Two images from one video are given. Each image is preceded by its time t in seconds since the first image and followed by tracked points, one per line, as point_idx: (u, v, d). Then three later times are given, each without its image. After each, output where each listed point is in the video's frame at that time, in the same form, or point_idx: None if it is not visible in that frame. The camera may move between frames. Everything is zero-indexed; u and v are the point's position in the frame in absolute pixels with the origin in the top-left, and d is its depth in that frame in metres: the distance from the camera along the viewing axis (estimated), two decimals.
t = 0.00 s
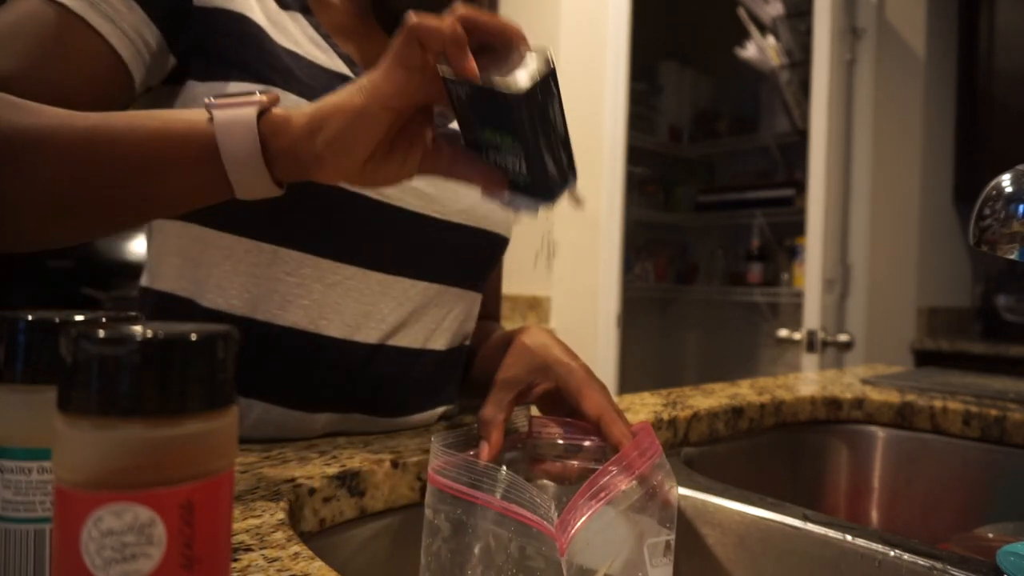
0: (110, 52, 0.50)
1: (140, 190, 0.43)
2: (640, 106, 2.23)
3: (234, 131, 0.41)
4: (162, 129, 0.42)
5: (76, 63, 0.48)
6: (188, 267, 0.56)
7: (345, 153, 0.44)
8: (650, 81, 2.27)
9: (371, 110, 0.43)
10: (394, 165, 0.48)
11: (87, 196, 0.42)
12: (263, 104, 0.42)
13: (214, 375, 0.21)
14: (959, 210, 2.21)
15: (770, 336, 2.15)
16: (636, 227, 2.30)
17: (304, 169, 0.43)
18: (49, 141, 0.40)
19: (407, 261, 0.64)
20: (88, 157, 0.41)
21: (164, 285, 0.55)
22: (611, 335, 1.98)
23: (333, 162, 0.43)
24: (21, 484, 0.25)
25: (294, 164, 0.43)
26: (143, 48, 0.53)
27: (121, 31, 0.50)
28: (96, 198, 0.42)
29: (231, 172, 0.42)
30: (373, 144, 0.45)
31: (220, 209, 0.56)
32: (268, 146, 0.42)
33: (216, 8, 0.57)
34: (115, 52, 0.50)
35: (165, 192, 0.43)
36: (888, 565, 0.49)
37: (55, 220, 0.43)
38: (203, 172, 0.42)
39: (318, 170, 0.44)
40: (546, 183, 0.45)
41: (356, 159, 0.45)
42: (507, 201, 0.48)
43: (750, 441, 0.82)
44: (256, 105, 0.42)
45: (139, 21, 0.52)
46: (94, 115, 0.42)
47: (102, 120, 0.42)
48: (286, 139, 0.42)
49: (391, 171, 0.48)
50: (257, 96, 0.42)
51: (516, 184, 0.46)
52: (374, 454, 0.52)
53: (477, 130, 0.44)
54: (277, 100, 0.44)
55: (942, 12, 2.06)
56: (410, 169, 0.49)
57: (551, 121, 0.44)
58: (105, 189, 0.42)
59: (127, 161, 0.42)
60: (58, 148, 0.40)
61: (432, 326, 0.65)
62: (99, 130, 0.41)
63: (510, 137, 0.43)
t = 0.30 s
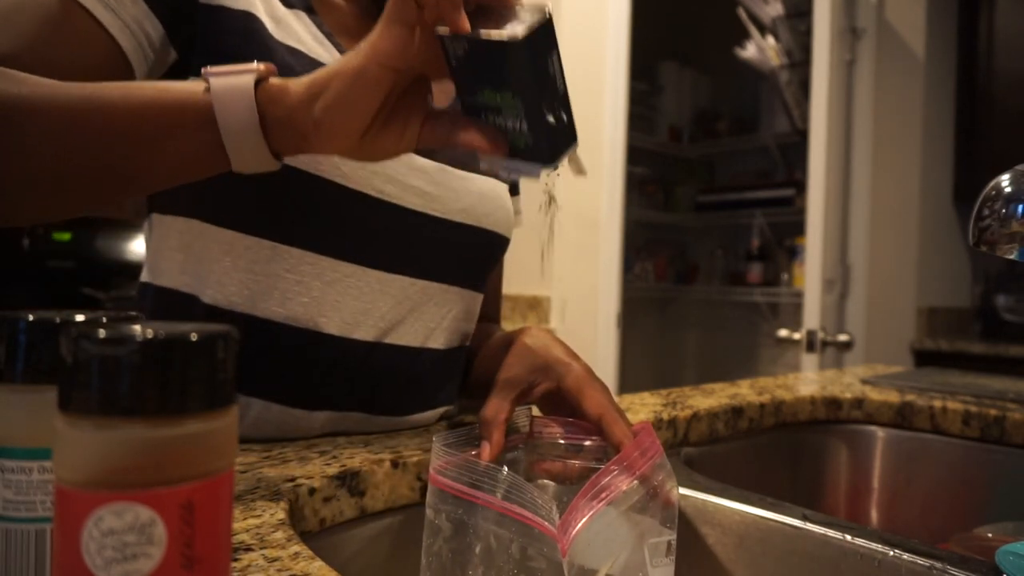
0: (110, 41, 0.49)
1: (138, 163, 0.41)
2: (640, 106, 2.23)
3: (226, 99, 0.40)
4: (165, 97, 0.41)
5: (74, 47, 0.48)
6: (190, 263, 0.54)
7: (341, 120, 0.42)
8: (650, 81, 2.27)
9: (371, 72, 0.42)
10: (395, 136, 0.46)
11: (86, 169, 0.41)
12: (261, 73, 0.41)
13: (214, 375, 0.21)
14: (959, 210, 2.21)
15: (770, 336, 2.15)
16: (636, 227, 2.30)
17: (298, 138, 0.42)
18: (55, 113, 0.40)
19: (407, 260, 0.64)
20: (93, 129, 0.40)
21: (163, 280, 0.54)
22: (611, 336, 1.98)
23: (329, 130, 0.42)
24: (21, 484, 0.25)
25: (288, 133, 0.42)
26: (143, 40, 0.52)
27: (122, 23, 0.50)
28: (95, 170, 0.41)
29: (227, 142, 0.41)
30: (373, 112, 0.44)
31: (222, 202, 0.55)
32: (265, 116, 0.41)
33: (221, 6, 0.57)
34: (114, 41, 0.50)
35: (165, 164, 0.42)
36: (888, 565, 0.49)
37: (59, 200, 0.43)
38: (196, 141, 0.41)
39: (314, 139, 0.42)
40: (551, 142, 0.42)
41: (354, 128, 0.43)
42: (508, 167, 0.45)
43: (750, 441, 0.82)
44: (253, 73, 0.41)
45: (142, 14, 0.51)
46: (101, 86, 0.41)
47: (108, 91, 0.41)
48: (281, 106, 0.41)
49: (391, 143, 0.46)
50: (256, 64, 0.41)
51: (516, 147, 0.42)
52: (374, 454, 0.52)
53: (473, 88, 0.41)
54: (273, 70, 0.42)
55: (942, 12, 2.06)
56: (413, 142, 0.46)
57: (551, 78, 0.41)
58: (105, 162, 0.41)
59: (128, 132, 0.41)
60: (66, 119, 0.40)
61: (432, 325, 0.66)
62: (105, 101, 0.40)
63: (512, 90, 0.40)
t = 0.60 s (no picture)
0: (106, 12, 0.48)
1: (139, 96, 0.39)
2: (640, 106, 2.23)
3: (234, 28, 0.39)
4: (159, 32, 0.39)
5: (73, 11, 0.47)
6: (194, 256, 0.53)
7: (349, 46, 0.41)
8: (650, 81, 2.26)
9: None
10: (394, 77, 0.44)
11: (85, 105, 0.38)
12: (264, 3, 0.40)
13: (214, 375, 0.21)
14: (959, 210, 2.21)
15: (770, 336, 2.15)
16: (636, 227, 2.30)
17: (302, 67, 0.40)
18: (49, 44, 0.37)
19: (409, 259, 0.64)
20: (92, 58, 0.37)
21: (168, 275, 0.53)
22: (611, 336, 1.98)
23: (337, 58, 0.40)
24: (21, 484, 0.25)
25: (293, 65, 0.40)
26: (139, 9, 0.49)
27: None
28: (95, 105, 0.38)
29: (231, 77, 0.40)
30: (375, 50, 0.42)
31: (223, 196, 0.54)
32: (268, 47, 0.40)
33: None
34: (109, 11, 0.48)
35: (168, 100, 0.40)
36: (888, 565, 0.49)
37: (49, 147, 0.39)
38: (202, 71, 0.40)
39: (319, 67, 0.40)
40: (558, 76, 0.41)
41: (356, 58, 0.41)
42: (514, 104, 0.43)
43: (750, 442, 0.82)
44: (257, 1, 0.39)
45: None
46: (91, 18, 0.39)
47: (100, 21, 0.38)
48: (284, 33, 0.40)
49: (386, 86, 0.44)
50: None
51: (521, 81, 0.41)
52: (374, 454, 0.52)
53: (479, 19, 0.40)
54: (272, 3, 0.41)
55: (943, 11, 2.06)
56: (412, 87, 0.45)
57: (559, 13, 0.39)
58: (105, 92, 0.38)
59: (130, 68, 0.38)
60: (62, 49, 0.37)
61: (433, 324, 0.65)
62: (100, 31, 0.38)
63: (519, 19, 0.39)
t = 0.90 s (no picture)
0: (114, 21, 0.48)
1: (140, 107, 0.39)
2: (640, 106, 2.23)
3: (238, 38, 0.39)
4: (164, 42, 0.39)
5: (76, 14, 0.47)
6: (195, 257, 0.53)
7: (347, 67, 0.41)
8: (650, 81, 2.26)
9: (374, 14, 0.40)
10: (395, 92, 0.44)
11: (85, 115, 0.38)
12: (265, 19, 0.40)
13: (214, 375, 0.21)
14: (959, 210, 2.21)
15: (770, 336, 2.15)
16: (636, 227, 2.30)
17: (307, 90, 0.41)
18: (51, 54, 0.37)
19: (409, 259, 0.64)
20: (97, 68, 0.38)
21: (167, 275, 0.53)
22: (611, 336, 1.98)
23: (337, 76, 0.41)
24: (22, 484, 0.25)
25: (296, 85, 0.41)
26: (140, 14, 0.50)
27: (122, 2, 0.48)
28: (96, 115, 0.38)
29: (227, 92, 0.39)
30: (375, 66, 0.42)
31: (223, 198, 0.54)
32: (269, 64, 0.40)
33: None
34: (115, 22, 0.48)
35: (170, 111, 0.39)
36: (887, 565, 0.49)
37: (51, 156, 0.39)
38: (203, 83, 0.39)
39: (320, 86, 0.41)
40: (558, 99, 0.41)
41: (357, 75, 0.41)
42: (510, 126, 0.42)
43: (750, 442, 0.82)
44: (257, 19, 0.39)
45: None
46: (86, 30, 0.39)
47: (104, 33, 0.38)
48: (285, 50, 0.40)
49: (388, 99, 0.44)
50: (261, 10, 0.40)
51: (518, 102, 0.41)
52: (374, 454, 0.52)
53: (477, 41, 0.40)
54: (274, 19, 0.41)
55: (943, 12, 2.06)
56: (413, 101, 0.45)
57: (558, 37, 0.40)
58: (106, 101, 0.38)
59: (133, 74, 0.38)
60: (61, 60, 0.37)
61: (434, 324, 0.65)
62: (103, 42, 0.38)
63: (518, 41, 0.40)
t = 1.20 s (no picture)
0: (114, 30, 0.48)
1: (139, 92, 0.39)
2: (640, 106, 2.23)
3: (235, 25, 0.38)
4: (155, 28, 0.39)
5: (78, 12, 0.47)
6: (193, 257, 0.54)
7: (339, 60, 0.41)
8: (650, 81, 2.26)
9: None
10: (387, 82, 0.44)
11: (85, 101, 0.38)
12: (258, 7, 0.39)
13: (214, 375, 0.21)
14: (959, 210, 2.21)
15: (770, 336, 2.15)
16: (636, 227, 2.30)
17: (299, 76, 0.40)
18: (45, 39, 0.37)
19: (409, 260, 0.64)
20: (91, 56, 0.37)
21: (166, 276, 0.53)
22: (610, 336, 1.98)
23: (329, 66, 0.41)
24: (22, 484, 0.25)
25: (285, 71, 0.40)
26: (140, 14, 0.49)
27: None
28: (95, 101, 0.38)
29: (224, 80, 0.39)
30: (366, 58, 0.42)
31: (225, 200, 0.54)
32: (260, 52, 0.39)
33: None
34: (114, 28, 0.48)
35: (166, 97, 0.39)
36: (887, 565, 0.49)
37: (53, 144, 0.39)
38: (198, 67, 0.39)
39: (311, 75, 0.41)
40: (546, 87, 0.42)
41: (348, 67, 0.41)
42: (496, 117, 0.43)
43: (750, 442, 0.82)
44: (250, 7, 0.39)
45: None
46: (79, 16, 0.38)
47: (96, 17, 0.38)
48: (277, 41, 0.39)
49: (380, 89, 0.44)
50: None
51: (509, 94, 0.42)
52: (374, 454, 0.52)
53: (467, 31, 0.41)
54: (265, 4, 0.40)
55: (942, 12, 2.06)
56: (404, 93, 0.45)
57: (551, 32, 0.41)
58: (102, 89, 0.38)
59: (128, 62, 0.38)
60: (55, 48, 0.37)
61: (433, 325, 0.66)
62: (97, 26, 0.38)
63: (510, 35, 0.41)
